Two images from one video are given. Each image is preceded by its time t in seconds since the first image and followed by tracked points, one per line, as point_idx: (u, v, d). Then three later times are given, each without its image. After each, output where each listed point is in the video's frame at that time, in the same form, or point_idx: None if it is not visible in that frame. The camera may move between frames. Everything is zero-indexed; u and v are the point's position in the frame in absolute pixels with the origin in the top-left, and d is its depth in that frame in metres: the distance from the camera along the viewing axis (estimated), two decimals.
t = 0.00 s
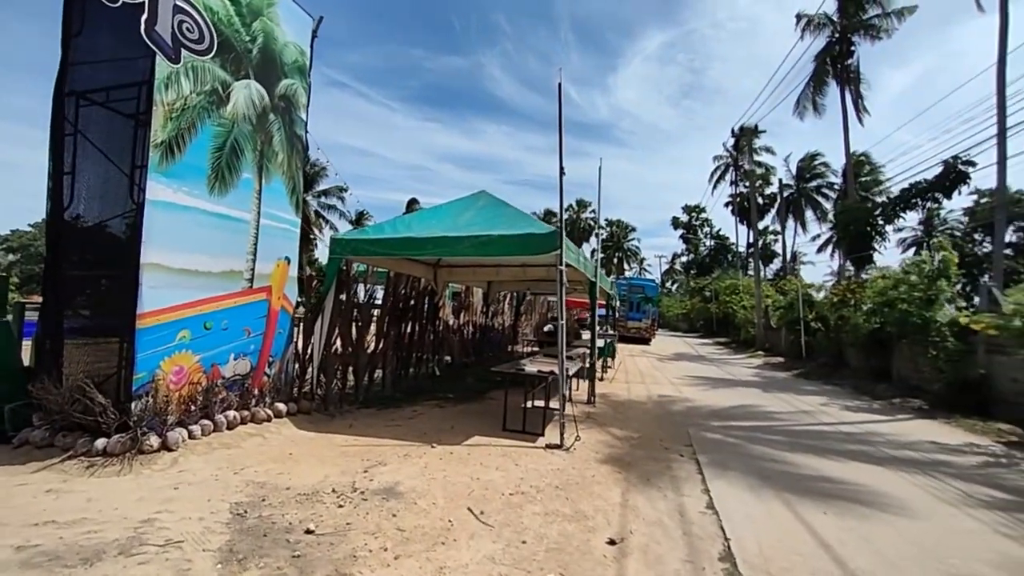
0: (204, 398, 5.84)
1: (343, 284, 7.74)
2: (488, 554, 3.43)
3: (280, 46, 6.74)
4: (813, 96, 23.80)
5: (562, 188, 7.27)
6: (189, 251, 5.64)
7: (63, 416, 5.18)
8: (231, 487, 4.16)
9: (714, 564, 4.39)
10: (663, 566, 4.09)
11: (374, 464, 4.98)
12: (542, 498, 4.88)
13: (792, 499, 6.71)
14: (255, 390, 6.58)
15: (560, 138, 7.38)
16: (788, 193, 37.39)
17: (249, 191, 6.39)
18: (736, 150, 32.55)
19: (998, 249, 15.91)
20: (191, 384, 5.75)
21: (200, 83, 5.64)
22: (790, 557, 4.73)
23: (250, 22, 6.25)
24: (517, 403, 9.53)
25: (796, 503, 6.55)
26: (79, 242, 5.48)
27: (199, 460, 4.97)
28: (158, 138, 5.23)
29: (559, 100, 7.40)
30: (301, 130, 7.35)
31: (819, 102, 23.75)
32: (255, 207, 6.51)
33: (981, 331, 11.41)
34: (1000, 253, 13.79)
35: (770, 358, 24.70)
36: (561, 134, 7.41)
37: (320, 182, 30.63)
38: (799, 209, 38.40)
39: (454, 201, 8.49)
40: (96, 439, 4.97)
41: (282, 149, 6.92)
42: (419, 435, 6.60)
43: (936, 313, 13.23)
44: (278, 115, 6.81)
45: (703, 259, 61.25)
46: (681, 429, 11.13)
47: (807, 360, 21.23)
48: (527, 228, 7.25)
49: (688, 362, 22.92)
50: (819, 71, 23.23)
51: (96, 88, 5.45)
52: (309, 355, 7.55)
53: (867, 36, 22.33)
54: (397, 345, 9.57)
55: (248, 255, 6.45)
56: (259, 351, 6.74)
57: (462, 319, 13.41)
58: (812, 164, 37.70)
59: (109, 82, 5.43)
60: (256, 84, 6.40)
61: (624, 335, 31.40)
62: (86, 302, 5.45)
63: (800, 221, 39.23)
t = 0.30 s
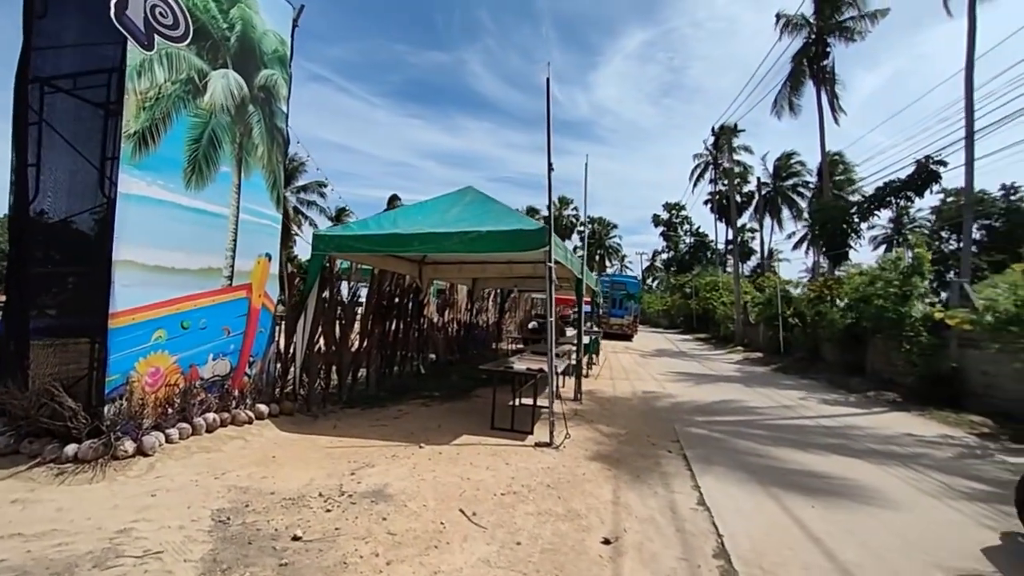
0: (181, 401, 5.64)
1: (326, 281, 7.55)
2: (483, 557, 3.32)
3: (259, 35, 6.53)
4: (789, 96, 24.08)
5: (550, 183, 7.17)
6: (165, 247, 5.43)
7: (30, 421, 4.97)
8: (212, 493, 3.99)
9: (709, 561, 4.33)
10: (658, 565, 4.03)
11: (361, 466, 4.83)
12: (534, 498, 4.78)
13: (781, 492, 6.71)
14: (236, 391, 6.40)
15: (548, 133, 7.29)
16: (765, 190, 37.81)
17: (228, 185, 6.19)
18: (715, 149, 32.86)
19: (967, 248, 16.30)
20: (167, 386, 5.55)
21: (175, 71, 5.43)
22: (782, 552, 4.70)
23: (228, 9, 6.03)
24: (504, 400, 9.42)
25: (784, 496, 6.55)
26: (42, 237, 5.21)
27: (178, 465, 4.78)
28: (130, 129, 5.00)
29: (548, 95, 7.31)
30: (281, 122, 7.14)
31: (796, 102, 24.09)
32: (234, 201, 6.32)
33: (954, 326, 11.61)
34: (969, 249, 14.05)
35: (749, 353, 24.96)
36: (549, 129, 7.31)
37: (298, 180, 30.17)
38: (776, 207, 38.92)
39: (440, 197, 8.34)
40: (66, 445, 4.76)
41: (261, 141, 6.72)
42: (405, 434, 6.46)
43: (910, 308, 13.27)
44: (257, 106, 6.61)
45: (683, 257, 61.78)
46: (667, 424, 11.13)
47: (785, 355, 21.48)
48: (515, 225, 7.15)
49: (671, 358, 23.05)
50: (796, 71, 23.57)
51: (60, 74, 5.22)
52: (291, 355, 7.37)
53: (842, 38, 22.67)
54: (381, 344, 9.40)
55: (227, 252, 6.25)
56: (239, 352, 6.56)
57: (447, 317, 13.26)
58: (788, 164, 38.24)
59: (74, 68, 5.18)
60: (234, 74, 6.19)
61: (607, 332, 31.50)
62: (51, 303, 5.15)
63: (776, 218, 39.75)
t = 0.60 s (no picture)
0: (160, 403, 5.46)
1: (309, 280, 7.39)
2: (476, 560, 3.25)
3: (240, 27, 6.37)
4: (768, 99, 24.32)
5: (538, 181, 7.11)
6: (142, 244, 5.25)
7: None
8: (194, 499, 3.86)
9: (701, 560, 4.31)
10: (651, 565, 3.99)
11: (348, 468, 4.72)
12: (526, 498, 4.71)
13: (768, 489, 6.73)
14: (217, 393, 6.24)
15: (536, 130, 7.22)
16: (744, 191, 38.21)
17: (208, 181, 6.03)
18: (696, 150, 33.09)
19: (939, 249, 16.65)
20: (145, 388, 5.37)
21: (153, 62, 5.25)
22: (774, 549, 4.69)
23: None
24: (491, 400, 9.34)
25: (772, 494, 6.57)
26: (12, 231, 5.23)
27: (157, 470, 4.62)
28: (106, 121, 4.82)
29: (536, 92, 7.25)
30: (262, 117, 6.98)
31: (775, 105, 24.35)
32: (215, 197, 6.16)
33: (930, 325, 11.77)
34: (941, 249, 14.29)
35: (730, 352, 25.17)
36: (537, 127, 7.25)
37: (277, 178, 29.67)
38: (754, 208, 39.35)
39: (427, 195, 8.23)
40: (38, 450, 4.59)
41: (242, 136, 6.55)
42: (391, 436, 6.34)
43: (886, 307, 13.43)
44: (238, 100, 6.45)
45: (664, 256, 62.21)
46: (652, 423, 11.14)
47: (765, 353, 21.70)
48: (504, 223, 7.07)
49: (654, 357, 23.14)
50: (775, 74, 23.81)
51: (28, 63, 5.19)
52: (274, 355, 7.20)
53: (819, 43, 22.96)
54: (365, 344, 9.26)
55: (207, 250, 6.08)
56: (220, 352, 6.41)
57: (431, 316, 13.13)
58: (767, 165, 38.71)
59: (42, 57, 5.14)
60: (215, 66, 6.02)
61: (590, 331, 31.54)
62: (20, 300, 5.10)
63: (754, 219, 40.22)
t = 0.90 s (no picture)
0: (147, 407, 5.36)
1: (299, 281, 7.31)
2: (475, 563, 3.22)
3: (229, 24, 6.28)
4: (754, 102, 24.51)
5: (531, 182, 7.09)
6: (129, 245, 5.15)
7: None
8: (185, 504, 3.78)
9: (697, 559, 4.31)
10: (648, 565, 3.98)
11: (342, 471, 4.66)
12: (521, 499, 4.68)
13: (761, 487, 6.77)
14: (205, 396, 6.15)
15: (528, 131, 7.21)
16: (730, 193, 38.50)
17: (196, 181, 5.94)
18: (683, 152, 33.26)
19: (921, 250, 16.89)
20: (132, 391, 5.27)
21: (140, 59, 5.16)
22: (769, 547, 4.71)
23: None
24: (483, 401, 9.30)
25: (765, 492, 6.60)
26: None
27: (146, 475, 4.53)
28: (91, 119, 4.72)
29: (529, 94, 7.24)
30: (251, 115, 6.89)
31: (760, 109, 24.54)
32: (203, 197, 6.07)
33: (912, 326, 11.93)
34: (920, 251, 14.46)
35: (718, 351, 25.32)
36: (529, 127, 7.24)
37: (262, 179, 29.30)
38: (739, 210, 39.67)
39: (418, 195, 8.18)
40: (20, 456, 4.48)
41: (231, 135, 6.46)
42: (384, 438, 6.28)
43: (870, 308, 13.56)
44: (227, 98, 6.36)
45: (651, 257, 62.51)
46: (643, 423, 11.15)
47: (751, 352, 21.87)
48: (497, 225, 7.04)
49: (643, 357, 23.21)
50: (760, 77, 24.00)
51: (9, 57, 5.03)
52: (264, 357, 7.11)
53: (803, 48, 23.19)
54: (356, 345, 9.18)
55: (195, 251, 5.99)
56: (208, 354, 6.32)
57: (421, 317, 13.06)
58: (752, 168, 39.05)
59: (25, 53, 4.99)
60: (203, 64, 5.93)
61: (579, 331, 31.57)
62: None
63: (739, 220, 40.57)
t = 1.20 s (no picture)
0: (140, 407, 5.31)
1: (293, 280, 7.25)
2: (476, 563, 3.22)
3: (224, 22, 6.23)
4: (744, 104, 24.64)
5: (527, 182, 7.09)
6: (123, 244, 5.09)
7: None
8: (182, 505, 3.74)
9: (694, 557, 4.33)
10: (647, 563, 3.99)
11: (340, 472, 4.63)
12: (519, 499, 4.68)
13: (756, 485, 6.82)
14: (198, 396, 6.09)
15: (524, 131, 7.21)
16: (719, 194, 38.70)
17: (191, 179, 5.89)
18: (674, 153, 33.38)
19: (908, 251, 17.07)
20: (125, 392, 5.21)
21: (134, 56, 5.11)
22: (766, 544, 4.74)
23: None
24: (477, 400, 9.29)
25: (760, 490, 6.65)
26: None
27: (142, 477, 4.47)
28: (83, 116, 4.65)
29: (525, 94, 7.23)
30: (246, 113, 6.84)
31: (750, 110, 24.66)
32: (197, 195, 6.02)
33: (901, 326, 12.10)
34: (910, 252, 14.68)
35: (708, 351, 25.43)
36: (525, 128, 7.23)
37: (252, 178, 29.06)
38: (729, 211, 39.88)
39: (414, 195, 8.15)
40: (12, 457, 4.41)
41: (225, 133, 6.42)
42: (379, 438, 6.25)
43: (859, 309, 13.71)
44: (221, 96, 6.31)
45: (641, 257, 62.70)
46: (637, 422, 11.18)
47: (742, 352, 21.99)
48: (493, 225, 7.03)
49: (635, 357, 23.27)
50: (750, 80, 24.14)
51: None
52: (258, 357, 7.05)
53: (792, 51, 23.35)
54: (349, 345, 9.14)
55: (189, 250, 5.94)
56: (202, 354, 6.27)
57: (415, 316, 13.03)
58: (741, 169, 39.28)
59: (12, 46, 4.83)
60: (198, 61, 5.88)
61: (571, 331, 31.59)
62: None
63: (729, 221, 40.80)
